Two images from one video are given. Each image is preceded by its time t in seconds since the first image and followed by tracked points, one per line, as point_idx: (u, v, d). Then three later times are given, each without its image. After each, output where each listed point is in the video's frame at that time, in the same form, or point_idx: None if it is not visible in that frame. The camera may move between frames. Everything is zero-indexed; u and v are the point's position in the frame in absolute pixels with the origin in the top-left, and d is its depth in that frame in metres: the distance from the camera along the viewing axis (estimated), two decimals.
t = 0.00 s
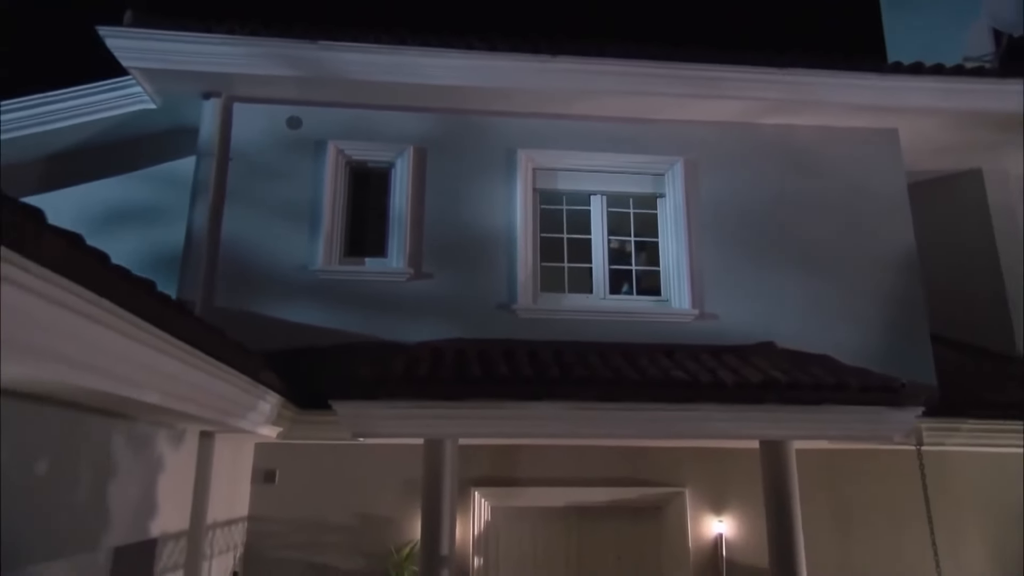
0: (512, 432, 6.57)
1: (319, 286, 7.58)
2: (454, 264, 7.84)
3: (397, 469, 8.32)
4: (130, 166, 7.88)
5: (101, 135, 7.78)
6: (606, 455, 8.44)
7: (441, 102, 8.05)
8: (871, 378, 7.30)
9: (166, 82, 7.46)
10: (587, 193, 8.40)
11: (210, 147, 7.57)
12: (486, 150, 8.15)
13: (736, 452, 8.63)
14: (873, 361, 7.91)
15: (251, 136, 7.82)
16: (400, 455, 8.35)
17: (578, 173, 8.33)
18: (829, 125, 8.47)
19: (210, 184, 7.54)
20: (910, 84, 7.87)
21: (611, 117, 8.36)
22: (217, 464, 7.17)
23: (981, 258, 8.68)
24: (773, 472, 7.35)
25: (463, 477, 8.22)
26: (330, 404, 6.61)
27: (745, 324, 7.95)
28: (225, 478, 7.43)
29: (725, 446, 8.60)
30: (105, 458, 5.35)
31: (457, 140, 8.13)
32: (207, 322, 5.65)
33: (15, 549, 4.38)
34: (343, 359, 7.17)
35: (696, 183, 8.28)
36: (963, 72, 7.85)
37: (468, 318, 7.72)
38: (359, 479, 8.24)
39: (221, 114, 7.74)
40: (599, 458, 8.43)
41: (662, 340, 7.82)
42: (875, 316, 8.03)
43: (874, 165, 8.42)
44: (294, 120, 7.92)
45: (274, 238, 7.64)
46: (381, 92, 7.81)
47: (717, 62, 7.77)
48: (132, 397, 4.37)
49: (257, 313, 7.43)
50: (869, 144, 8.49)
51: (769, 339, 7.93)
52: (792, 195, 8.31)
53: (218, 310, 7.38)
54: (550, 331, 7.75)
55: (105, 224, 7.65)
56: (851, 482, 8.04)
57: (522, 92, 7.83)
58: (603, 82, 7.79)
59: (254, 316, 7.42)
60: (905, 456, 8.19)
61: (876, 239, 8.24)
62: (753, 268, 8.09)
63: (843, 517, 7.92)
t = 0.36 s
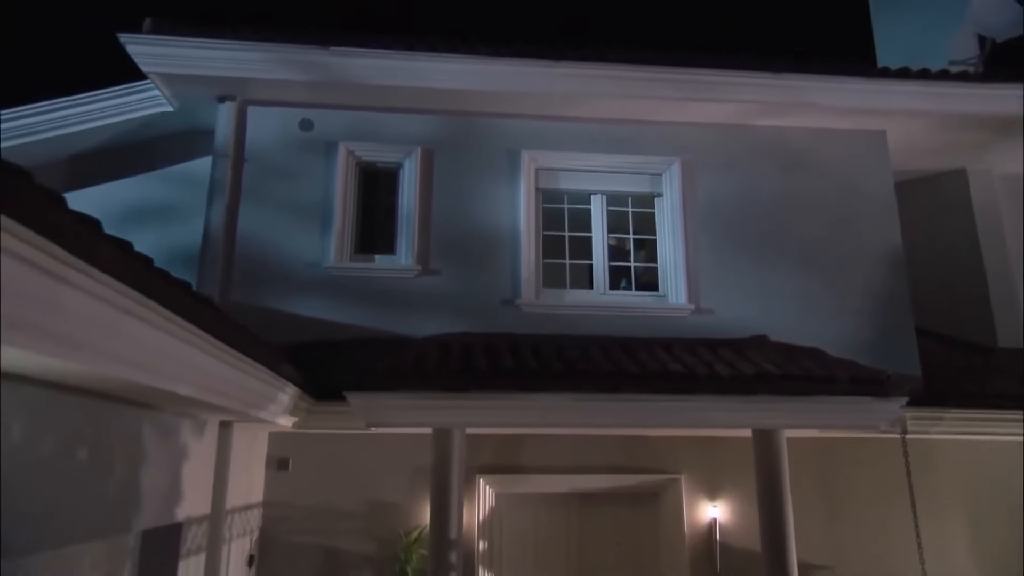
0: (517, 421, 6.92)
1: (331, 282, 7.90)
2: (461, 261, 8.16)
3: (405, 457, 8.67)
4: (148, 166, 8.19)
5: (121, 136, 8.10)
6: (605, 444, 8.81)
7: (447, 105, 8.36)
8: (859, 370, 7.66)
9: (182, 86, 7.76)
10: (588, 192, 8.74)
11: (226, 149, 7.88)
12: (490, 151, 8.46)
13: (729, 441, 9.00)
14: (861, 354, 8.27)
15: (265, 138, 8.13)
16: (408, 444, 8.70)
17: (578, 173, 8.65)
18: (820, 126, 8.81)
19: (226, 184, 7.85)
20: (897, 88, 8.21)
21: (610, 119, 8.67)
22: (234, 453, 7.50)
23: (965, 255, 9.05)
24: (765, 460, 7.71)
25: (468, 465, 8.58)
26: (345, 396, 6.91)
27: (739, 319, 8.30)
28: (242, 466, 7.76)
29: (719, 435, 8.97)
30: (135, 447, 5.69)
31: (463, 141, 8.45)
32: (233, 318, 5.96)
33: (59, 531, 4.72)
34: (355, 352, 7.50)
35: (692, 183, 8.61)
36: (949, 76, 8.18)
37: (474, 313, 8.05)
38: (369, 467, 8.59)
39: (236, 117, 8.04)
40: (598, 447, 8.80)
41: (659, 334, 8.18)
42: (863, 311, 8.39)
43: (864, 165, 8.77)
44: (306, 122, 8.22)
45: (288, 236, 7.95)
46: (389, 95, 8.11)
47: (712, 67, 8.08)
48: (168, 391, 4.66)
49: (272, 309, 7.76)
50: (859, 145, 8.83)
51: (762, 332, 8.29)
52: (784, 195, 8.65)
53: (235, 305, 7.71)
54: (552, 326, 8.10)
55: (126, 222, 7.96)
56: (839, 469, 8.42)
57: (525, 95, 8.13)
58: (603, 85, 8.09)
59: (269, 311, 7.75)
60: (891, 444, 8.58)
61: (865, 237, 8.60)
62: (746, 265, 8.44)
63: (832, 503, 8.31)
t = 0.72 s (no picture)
0: (521, 411, 7.26)
1: (342, 278, 8.26)
2: (466, 258, 8.52)
3: (413, 446, 9.05)
4: (165, 167, 8.56)
5: (139, 138, 8.49)
6: (604, 433, 9.20)
7: (453, 107, 8.69)
8: (846, 362, 8.05)
9: (199, 90, 8.13)
10: (587, 192, 9.10)
11: (240, 150, 8.23)
12: (494, 151, 8.80)
13: (723, 429, 9.40)
14: (848, 346, 8.67)
15: (278, 140, 8.47)
16: (415, 433, 9.09)
17: (579, 173, 9.00)
18: (810, 128, 9.17)
19: (241, 184, 8.20)
20: (883, 92, 8.57)
21: (609, 120, 9.01)
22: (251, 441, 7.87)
23: (949, 252, 9.44)
24: (756, 447, 8.08)
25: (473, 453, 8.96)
26: (358, 386, 7.26)
27: (732, 312, 8.69)
28: (258, 454, 8.14)
29: (714, 425, 9.36)
30: (163, 434, 6.05)
31: (467, 142, 8.78)
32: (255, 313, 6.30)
33: (100, 512, 5.10)
34: (366, 345, 7.86)
35: (688, 183, 8.97)
36: (933, 81, 8.53)
37: (479, 307, 8.42)
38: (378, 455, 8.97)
39: (250, 120, 8.38)
40: (597, 435, 9.19)
41: (656, 328, 8.56)
42: (850, 305, 8.78)
43: (852, 166, 9.14)
44: (317, 124, 8.56)
45: (300, 234, 8.30)
46: (397, 98, 8.45)
47: (707, 71, 8.41)
48: (197, 381, 4.99)
49: (286, 304, 8.12)
50: (847, 147, 9.19)
51: (754, 326, 8.67)
52: (776, 194, 9.01)
53: (251, 300, 8.07)
54: (553, 320, 8.46)
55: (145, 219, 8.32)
56: (827, 456, 8.83)
57: (527, 98, 8.47)
58: (602, 89, 8.41)
59: (283, 306, 8.11)
60: (877, 433, 8.98)
61: (852, 234, 8.98)
62: (740, 261, 8.82)
63: (819, 488, 8.72)
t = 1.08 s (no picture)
0: (526, 401, 7.62)
1: (354, 273, 8.63)
2: (472, 254, 8.88)
3: (422, 434, 9.45)
4: (183, 166, 8.91)
5: (158, 139, 8.84)
6: (604, 421, 9.59)
7: (459, 109, 9.03)
8: (835, 353, 8.44)
9: (216, 93, 8.47)
10: (589, 190, 9.46)
11: (256, 150, 8.59)
12: (499, 152, 9.15)
13: (719, 418, 9.77)
14: (837, 338, 9.06)
15: (292, 141, 8.83)
16: (424, 421, 9.49)
17: (580, 172, 9.34)
18: (803, 129, 9.53)
19: (257, 184, 8.57)
20: (873, 94, 8.93)
21: (610, 121, 9.36)
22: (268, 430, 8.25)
23: (936, 247, 9.82)
24: (750, 434, 8.47)
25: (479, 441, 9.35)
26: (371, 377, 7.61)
27: (727, 306, 9.08)
28: (274, 442, 8.53)
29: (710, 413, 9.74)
30: (190, 422, 6.42)
31: (473, 143, 9.13)
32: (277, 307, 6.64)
33: (135, 495, 5.47)
34: (378, 337, 8.23)
35: (685, 182, 9.34)
36: (921, 84, 8.89)
37: (485, 301, 8.79)
38: (388, 443, 9.37)
39: (265, 121, 8.73)
40: (598, 424, 9.58)
41: (654, 321, 8.94)
42: (841, 298, 9.17)
43: (843, 165, 9.51)
44: (329, 126, 8.92)
45: (314, 232, 8.67)
46: (406, 101, 8.79)
47: (704, 74, 8.75)
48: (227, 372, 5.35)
49: (300, 298, 8.50)
50: (838, 146, 9.56)
51: (748, 319, 9.06)
52: (770, 192, 9.38)
53: (267, 294, 8.45)
54: (556, 313, 8.84)
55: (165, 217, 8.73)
56: (817, 443, 9.24)
57: (531, 101, 8.80)
58: (603, 91, 8.75)
59: (298, 300, 8.49)
60: (865, 421, 9.39)
61: (843, 231, 9.35)
62: (734, 257, 9.20)
63: (810, 473, 9.14)
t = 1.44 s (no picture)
0: (531, 388, 7.97)
1: (366, 266, 9.00)
2: (478, 248, 9.26)
3: (430, 420, 9.86)
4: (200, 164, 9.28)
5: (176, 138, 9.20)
6: (605, 408, 9.96)
7: (465, 108, 9.38)
8: (826, 343, 8.81)
9: (232, 94, 8.81)
10: (591, 187, 9.82)
11: (270, 149, 8.95)
12: (504, 149, 9.50)
13: (715, 405, 10.16)
14: (829, 329, 9.45)
15: (304, 139, 9.18)
16: (432, 409, 9.89)
17: (583, 169, 9.69)
18: (797, 127, 9.88)
19: (272, 181, 8.93)
20: (864, 94, 9.27)
21: (610, 120, 9.70)
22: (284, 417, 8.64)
23: (925, 240, 10.19)
24: (745, 420, 8.86)
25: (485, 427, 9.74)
26: (384, 366, 7.97)
27: (723, 297, 9.46)
28: (290, 428, 8.93)
29: (707, 401, 10.12)
30: (215, 408, 6.79)
31: (479, 141, 9.49)
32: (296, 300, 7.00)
33: (167, 477, 5.84)
34: (389, 328, 8.62)
35: (683, 178, 9.69)
36: (910, 84, 9.23)
37: (492, 293, 9.17)
38: (398, 430, 9.77)
39: (279, 120, 9.08)
40: (599, 410, 9.96)
41: (653, 312, 9.33)
42: (832, 290, 9.56)
43: (835, 162, 9.87)
44: (341, 124, 9.27)
45: (327, 227, 9.04)
46: (414, 100, 9.13)
47: (702, 75, 9.08)
48: (251, 360, 5.69)
49: (314, 290, 8.88)
50: (831, 144, 9.91)
51: (743, 310, 9.45)
52: (764, 187, 9.74)
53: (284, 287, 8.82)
54: (559, 305, 9.23)
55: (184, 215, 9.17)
56: (809, 429, 9.65)
57: (535, 100, 9.14)
58: (604, 92, 9.09)
59: (312, 292, 8.86)
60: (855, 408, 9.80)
61: (834, 224, 9.73)
62: (730, 250, 9.57)
63: (801, 457, 9.56)
